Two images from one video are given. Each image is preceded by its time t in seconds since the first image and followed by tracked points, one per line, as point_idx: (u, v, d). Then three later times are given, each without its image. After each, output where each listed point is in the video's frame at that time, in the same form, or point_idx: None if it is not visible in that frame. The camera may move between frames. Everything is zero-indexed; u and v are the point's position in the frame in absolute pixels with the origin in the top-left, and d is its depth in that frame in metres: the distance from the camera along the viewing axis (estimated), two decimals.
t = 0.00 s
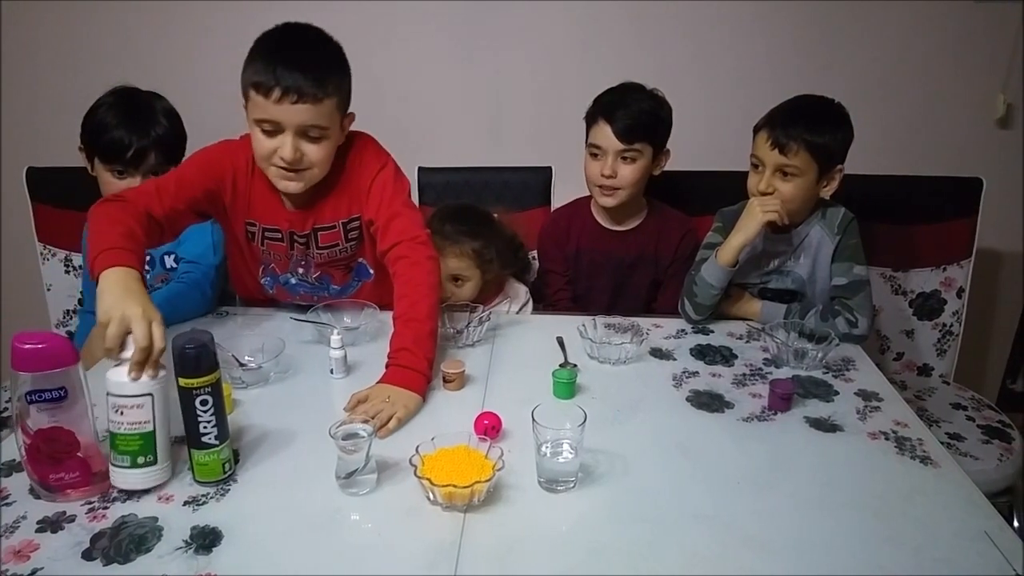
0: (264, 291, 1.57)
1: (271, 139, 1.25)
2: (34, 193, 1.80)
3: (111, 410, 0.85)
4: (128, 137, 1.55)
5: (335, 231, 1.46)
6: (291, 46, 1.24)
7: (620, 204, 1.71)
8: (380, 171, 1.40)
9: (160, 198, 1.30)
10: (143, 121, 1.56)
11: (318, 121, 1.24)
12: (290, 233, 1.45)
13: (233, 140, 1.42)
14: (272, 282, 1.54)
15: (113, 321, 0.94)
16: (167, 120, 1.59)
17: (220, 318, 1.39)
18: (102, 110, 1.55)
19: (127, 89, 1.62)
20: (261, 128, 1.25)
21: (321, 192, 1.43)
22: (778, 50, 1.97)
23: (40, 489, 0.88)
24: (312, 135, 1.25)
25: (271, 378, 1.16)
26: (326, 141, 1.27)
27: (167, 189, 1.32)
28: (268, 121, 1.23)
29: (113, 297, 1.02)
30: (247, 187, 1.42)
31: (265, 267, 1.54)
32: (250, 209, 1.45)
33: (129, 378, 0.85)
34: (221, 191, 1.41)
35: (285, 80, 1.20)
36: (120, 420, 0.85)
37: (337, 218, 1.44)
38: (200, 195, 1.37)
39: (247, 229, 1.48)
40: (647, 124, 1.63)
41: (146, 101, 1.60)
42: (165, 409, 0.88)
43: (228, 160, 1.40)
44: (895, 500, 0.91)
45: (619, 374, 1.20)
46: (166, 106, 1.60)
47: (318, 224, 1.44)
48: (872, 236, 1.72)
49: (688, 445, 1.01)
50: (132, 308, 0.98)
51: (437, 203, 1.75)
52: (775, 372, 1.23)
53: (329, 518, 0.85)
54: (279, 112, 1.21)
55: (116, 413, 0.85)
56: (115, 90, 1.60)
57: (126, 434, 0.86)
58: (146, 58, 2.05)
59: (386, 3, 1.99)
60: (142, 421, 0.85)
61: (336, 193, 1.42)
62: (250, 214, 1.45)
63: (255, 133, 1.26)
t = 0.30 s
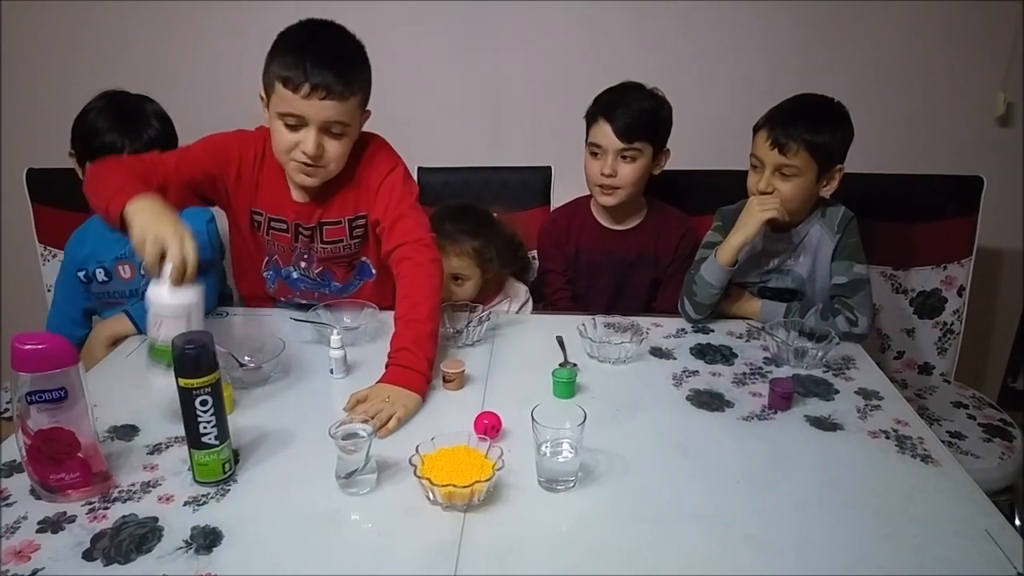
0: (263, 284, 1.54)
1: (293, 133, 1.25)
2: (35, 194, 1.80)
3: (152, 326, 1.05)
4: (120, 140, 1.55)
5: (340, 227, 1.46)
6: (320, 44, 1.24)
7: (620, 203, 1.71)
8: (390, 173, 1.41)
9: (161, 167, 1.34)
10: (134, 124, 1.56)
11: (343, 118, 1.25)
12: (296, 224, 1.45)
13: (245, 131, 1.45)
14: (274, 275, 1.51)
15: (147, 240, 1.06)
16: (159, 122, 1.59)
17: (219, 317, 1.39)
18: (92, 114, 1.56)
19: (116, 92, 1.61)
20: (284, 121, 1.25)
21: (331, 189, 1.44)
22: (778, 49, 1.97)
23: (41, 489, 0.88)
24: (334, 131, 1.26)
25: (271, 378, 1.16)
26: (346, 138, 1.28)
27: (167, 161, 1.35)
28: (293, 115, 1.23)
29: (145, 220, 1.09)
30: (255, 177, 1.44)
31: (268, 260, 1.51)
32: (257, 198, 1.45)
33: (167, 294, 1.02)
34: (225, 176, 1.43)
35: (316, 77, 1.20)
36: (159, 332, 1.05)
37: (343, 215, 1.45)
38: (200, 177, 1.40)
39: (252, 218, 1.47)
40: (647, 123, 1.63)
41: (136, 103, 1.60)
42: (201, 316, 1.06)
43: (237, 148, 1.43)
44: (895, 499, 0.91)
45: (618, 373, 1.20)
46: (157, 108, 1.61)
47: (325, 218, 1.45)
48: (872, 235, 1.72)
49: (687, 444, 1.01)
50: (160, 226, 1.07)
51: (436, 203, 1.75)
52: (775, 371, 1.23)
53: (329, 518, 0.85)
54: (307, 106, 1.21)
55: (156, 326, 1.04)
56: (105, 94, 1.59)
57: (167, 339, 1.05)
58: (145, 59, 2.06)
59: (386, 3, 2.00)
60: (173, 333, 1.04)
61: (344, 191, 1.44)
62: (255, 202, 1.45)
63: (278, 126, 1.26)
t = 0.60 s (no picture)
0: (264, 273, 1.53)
1: (302, 118, 1.26)
2: (35, 195, 1.80)
3: (243, 176, 0.99)
4: (102, 142, 1.53)
5: (347, 220, 1.47)
6: (314, 26, 1.25)
7: (621, 201, 1.71)
8: (399, 170, 1.41)
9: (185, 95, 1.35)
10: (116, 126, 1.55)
11: (348, 95, 1.25)
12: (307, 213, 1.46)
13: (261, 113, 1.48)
14: (277, 264, 1.50)
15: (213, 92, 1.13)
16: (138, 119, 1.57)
17: (219, 318, 1.40)
18: (71, 118, 1.55)
19: (92, 95, 1.61)
20: (291, 108, 1.26)
21: (344, 175, 1.44)
22: (778, 48, 1.97)
23: (42, 489, 0.88)
24: (342, 109, 1.26)
25: (271, 378, 1.16)
26: (355, 115, 1.29)
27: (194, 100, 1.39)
28: (298, 98, 1.24)
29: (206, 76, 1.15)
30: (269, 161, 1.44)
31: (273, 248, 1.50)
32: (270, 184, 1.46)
33: (250, 142, 0.97)
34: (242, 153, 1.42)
35: (315, 58, 1.21)
36: (252, 182, 0.98)
37: (352, 207, 1.46)
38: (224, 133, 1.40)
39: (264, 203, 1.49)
40: (648, 122, 1.63)
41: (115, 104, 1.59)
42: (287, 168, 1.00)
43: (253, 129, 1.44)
44: (896, 497, 0.91)
45: (618, 372, 1.20)
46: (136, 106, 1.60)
47: (333, 210, 1.46)
48: (872, 233, 1.71)
49: (687, 443, 1.01)
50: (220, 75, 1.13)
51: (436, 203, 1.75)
52: (775, 369, 1.23)
53: (330, 518, 0.85)
54: (309, 87, 1.22)
55: (247, 177, 0.98)
56: (81, 98, 1.59)
57: (259, 194, 0.99)
58: (144, 59, 2.06)
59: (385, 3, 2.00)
60: (269, 181, 0.98)
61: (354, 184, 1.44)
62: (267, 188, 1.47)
63: (286, 114, 1.27)
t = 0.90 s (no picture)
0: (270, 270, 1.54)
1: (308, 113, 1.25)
2: (38, 194, 1.81)
3: (308, 122, 0.97)
4: (114, 142, 1.55)
5: (356, 220, 1.48)
6: (320, 24, 1.26)
7: (624, 200, 1.71)
8: (408, 171, 1.36)
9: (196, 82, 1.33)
10: (125, 125, 1.56)
11: (353, 87, 1.24)
12: (316, 213, 1.46)
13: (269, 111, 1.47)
14: (283, 262, 1.51)
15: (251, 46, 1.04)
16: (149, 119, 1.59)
17: (222, 318, 1.40)
18: (82, 119, 1.56)
19: (101, 95, 1.62)
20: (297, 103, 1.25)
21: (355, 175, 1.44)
22: (779, 49, 1.97)
23: (44, 488, 0.89)
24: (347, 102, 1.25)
25: (272, 377, 1.16)
26: (361, 109, 1.27)
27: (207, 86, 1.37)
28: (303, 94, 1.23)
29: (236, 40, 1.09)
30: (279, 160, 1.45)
31: (280, 246, 1.51)
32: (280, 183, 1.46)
33: (304, 84, 0.95)
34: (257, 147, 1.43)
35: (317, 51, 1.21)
36: (319, 125, 0.97)
37: (362, 208, 1.47)
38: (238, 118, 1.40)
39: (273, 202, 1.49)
40: (650, 121, 1.63)
41: (125, 104, 1.60)
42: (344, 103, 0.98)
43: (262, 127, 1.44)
44: (898, 497, 0.91)
45: (619, 372, 1.20)
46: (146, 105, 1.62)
47: (342, 210, 1.46)
48: (875, 234, 1.71)
49: (689, 443, 1.01)
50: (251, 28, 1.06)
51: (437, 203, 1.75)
52: (777, 370, 1.23)
53: (331, 517, 0.85)
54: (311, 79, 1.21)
55: (312, 121, 0.96)
56: (91, 98, 1.60)
57: (334, 133, 0.97)
58: (146, 60, 2.06)
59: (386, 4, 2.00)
60: (336, 117, 0.97)
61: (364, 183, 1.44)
62: (276, 185, 1.47)
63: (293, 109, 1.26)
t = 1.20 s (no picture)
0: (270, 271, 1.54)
1: (308, 121, 1.26)
2: (36, 190, 1.80)
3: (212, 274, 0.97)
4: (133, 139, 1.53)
5: (358, 222, 1.46)
6: (327, 31, 1.25)
7: (625, 200, 1.70)
8: (410, 174, 1.41)
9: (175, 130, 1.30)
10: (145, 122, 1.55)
11: (354, 102, 1.24)
12: (315, 215, 1.46)
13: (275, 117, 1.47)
14: (283, 263, 1.52)
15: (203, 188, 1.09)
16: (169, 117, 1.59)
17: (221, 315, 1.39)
18: (100, 115, 1.55)
19: (118, 92, 1.60)
20: (298, 110, 1.26)
21: (355, 178, 1.45)
22: (780, 50, 1.97)
23: (42, 484, 0.88)
24: (346, 117, 1.25)
25: (272, 374, 1.15)
26: (360, 122, 1.27)
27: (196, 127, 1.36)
28: (304, 102, 1.24)
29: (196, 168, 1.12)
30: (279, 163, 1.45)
31: (280, 246, 1.51)
32: (279, 184, 1.47)
33: (227, 243, 0.96)
34: (252, 158, 1.44)
35: (321, 63, 1.21)
36: (221, 282, 0.97)
37: (363, 209, 1.45)
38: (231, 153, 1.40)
39: (271, 204, 1.49)
40: (652, 121, 1.63)
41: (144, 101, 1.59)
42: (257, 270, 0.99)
43: (265, 132, 1.45)
44: (896, 497, 0.91)
45: (619, 371, 1.20)
46: (164, 103, 1.61)
47: (343, 210, 1.45)
48: (873, 235, 1.72)
49: (688, 442, 1.01)
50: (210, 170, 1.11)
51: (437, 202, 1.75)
52: (776, 370, 1.23)
53: (329, 514, 0.85)
54: (314, 91, 1.22)
55: (216, 276, 0.97)
56: (108, 94, 1.58)
57: (226, 295, 0.98)
58: (146, 57, 2.05)
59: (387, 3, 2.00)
60: (241, 284, 0.97)
61: (366, 185, 1.44)
62: (276, 187, 1.47)
63: (293, 116, 1.28)
